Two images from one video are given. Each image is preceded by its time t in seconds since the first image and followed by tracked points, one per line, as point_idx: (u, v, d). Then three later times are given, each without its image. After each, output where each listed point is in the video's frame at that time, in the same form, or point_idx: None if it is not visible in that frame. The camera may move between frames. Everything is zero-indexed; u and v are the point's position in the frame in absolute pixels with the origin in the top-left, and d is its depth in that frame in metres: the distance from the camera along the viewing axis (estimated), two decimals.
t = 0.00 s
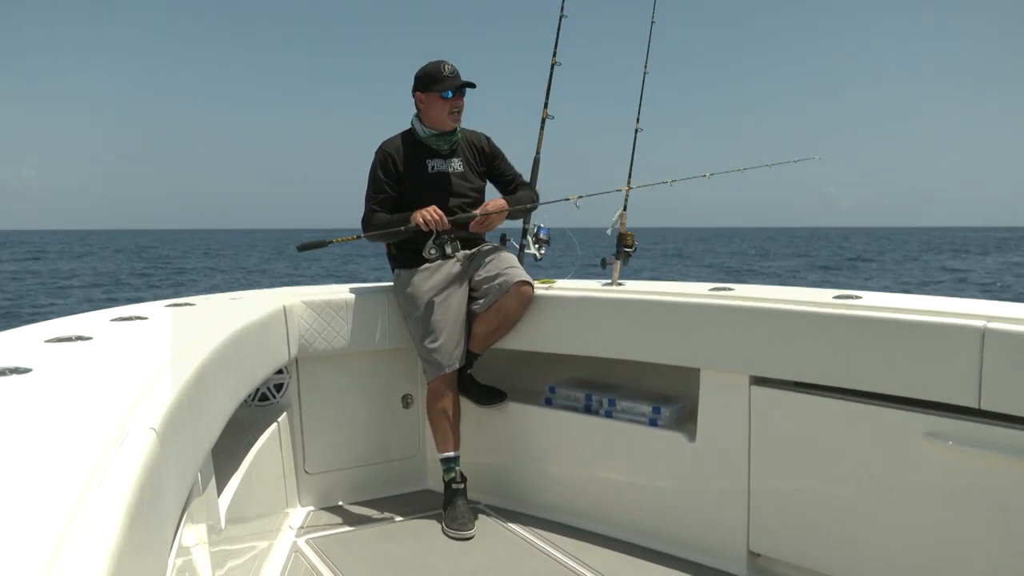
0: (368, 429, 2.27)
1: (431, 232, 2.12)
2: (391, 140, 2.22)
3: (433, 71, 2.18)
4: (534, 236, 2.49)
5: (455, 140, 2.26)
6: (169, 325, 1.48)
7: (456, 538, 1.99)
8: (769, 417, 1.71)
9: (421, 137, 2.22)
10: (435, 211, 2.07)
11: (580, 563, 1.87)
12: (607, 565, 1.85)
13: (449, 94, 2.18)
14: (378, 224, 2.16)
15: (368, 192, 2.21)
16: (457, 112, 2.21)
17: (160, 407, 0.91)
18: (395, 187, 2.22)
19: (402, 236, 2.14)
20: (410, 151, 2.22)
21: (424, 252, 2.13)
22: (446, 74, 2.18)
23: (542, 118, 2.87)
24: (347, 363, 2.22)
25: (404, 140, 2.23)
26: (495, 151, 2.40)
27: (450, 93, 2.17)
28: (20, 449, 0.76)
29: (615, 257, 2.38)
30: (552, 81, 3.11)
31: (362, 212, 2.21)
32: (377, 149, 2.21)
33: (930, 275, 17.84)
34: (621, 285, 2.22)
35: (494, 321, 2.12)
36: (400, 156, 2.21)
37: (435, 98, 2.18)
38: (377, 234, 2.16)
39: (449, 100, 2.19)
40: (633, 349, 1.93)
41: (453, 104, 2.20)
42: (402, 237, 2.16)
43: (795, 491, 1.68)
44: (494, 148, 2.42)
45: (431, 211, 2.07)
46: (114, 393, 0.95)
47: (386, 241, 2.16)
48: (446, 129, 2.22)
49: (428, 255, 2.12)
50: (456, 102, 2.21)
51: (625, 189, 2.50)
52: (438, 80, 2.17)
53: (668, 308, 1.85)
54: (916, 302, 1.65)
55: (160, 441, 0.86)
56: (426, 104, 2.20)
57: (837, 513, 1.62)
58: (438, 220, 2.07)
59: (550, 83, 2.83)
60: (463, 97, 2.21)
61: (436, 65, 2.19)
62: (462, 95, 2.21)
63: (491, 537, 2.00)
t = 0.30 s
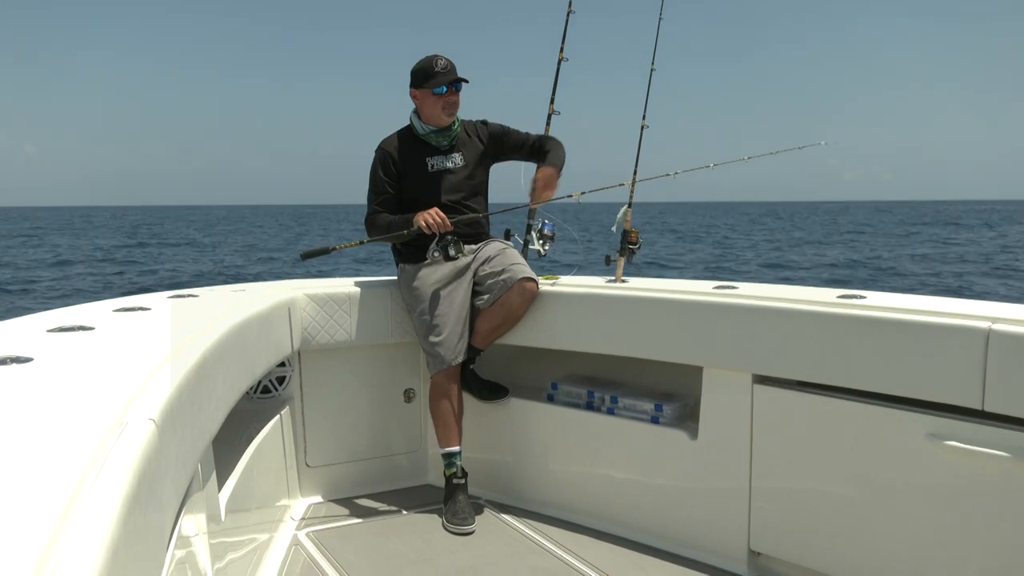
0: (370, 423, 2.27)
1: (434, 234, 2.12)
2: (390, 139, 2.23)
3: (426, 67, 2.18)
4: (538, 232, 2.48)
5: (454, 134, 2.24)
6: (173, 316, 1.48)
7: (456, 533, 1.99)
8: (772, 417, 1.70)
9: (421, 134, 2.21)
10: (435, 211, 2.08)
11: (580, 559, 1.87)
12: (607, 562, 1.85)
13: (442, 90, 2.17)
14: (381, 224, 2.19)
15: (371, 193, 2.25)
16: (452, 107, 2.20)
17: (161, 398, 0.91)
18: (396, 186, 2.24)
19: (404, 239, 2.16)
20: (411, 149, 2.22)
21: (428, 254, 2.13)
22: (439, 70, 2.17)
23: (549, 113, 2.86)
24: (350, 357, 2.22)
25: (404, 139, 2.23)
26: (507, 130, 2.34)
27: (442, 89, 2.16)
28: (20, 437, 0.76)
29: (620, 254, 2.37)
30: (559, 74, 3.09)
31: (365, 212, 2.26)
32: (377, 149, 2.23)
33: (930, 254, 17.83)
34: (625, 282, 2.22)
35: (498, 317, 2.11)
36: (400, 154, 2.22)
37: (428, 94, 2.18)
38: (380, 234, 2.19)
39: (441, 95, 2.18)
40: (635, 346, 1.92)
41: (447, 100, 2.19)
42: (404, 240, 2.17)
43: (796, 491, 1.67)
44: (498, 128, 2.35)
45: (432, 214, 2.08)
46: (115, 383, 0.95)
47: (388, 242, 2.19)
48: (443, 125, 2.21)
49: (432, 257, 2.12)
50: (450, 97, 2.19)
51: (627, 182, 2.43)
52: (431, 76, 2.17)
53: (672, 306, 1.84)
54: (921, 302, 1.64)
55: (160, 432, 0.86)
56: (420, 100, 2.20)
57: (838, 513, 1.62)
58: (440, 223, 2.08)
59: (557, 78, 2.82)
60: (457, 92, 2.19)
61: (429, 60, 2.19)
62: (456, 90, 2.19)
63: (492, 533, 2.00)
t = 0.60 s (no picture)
0: (372, 419, 2.27)
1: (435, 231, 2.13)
2: (386, 137, 2.23)
3: (414, 64, 2.18)
4: (539, 228, 2.48)
5: (450, 129, 2.22)
6: (174, 314, 1.48)
7: (459, 529, 1.99)
8: (775, 411, 1.70)
9: (417, 130, 2.21)
10: (436, 208, 2.08)
11: (582, 554, 1.87)
12: (610, 557, 1.85)
13: (425, 85, 2.15)
14: (384, 224, 2.21)
15: (370, 192, 2.25)
16: (438, 101, 2.18)
17: (161, 396, 0.91)
18: (395, 183, 2.24)
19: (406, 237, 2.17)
20: (408, 146, 2.22)
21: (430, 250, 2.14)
22: (424, 65, 2.16)
23: (549, 108, 2.86)
24: (352, 353, 2.22)
25: (400, 136, 2.23)
26: (506, 125, 2.33)
27: (425, 84, 2.15)
28: (20, 436, 0.76)
29: (621, 248, 2.36)
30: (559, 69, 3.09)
31: (366, 212, 2.27)
32: (373, 148, 2.22)
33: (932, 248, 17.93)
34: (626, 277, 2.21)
35: (500, 312, 2.11)
36: (398, 153, 2.22)
37: (414, 90, 2.17)
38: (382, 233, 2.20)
39: (427, 90, 2.16)
40: (637, 341, 1.92)
41: (433, 94, 2.17)
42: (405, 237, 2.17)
43: (799, 484, 1.67)
44: (493, 121, 2.34)
45: (432, 211, 2.08)
46: (115, 381, 0.95)
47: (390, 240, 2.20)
48: (434, 120, 2.20)
49: (433, 254, 2.13)
50: (437, 92, 2.17)
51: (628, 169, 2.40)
52: (417, 72, 2.16)
53: (673, 300, 1.84)
54: (924, 295, 1.63)
55: (160, 430, 0.86)
56: (410, 97, 2.20)
57: (841, 506, 1.62)
58: (440, 219, 2.08)
59: (557, 73, 2.82)
60: (443, 86, 2.17)
61: (417, 56, 2.19)
62: (442, 84, 2.16)
63: (494, 528, 2.00)
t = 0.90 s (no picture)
0: (376, 415, 2.27)
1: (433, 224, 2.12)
2: (382, 130, 2.22)
3: (405, 58, 2.17)
4: (538, 219, 2.48)
5: (446, 122, 2.21)
6: (174, 314, 1.48)
7: (465, 522, 1.99)
8: (779, 397, 1.70)
9: (412, 124, 2.20)
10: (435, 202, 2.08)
11: (589, 544, 1.87)
12: (617, 547, 1.85)
13: (415, 78, 2.14)
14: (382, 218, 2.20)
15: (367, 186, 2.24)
16: (429, 94, 2.16)
17: (164, 396, 0.91)
18: (393, 177, 2.23)
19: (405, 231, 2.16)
20: (405, 139, 2.21)
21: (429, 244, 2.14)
22: (414, 58, 2.14)
23: (546, 99, 2.85)
24: (354, 349, 2.22)
25: (396, 130, 2.23)
26: (505, 122, 2.33)
27: (414, 77, 2.13)
28: (23, 438, 0.76)
29: (621, 238, 2.36)
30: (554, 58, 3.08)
31: (365, 207, 2.26)
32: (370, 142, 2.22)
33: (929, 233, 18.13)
34: (627, 266, 2.21)
35: (501, 305, 2.10)
36: (394, 146, 2.21)
37: (406, 84, 2.17)
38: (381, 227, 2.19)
39: (416, 83, 2.15)
40: (639, 330, 1.92)
41: (424, 87, 2.16)
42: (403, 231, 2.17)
43: (804, 469, 1.67)
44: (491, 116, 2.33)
45: (431, 205, 2.07)
46: (117, 382, 0.95)
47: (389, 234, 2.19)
48: (427, 113, 2.19)
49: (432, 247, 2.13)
50: (427, 84, 2.15)
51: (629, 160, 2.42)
52: (407, 65, 2.15)
53: (674, 288, 1.84)
54: (926, 277, 1.63)
55: (163, 430, 0.85)
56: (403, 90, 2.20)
57: (847, 490, 1.62)
58: (438, 212, 2.08)
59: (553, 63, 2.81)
60: (433, 78, 2.15)
61: (408, 49, 2.18)
62: (432, 77, 2.15)
63: (500, 521, 2.00)
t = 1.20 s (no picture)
0: (377, 412, 2.27)
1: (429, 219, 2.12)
2: (378, 125, 2.23)
3: (401, 52, 2.17)
4: (535, 213, 2.48)
5: (443, 118, 2.20)
6: (175, 315, 1.47)
7: (469, 518, 2.00)
8: (780, 386, 1.70)
9: (408, 118, 2.20)
10: (430, 196, 2.08)
11: (593, 537, 1.87)
12: (621, 539, 1.86)
13: (410, 73, 2.14)
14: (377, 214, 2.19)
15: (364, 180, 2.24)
16: (424, 89, 2.16)
17: (168, 397, 0.91)
18: (389, 173, 2.23)
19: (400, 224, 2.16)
20: (401, 134, 2.22)
21: (423, 239, 2.15)
22: (410, 52, 2.14)
23: (541, 93, 2.85)
24: (354, 347, 2.22)
25: (393, 125, 2.23)
26: (501, 121, 2.32)
27: (409, 71, 2.14)
28: (28, 442, 0.76)
29: (619, 231, 2.36)
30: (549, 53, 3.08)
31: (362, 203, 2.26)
32: (367, 137, 2.22)
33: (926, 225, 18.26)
34: (625, 259, 2.21)
35: (499, 301, 2.11)
36: (390, 141, 2.22)
37: (401, 78, 2.17)
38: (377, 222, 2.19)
39: (411, 78, 2.14)
40: (638, 322, 1.92)
41: (419, 82, 2.15)
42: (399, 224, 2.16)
43: (805, 458, 1.68)
44: (490, 115, 2.32)
45: (427, 199, 2.07)
46: (120, 384, 0.95)
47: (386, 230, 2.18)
48: (422, 108, 2.18)
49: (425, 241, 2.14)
50: (422, 79, 2.15)
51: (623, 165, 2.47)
52: (403, 60, 2.15)
53: (673, 280, 1.84)
54: (924, 264, 1.63)
55: (167, 431, 0.85)
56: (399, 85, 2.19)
57: (848, 477, 1.62)
58: (434, 206, 2.07)
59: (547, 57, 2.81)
60: (429, 73, 2.15)
61: (405, 44, 2.18)
62: (428, 71, 2.15)
63: (504, 515, 2.01)
